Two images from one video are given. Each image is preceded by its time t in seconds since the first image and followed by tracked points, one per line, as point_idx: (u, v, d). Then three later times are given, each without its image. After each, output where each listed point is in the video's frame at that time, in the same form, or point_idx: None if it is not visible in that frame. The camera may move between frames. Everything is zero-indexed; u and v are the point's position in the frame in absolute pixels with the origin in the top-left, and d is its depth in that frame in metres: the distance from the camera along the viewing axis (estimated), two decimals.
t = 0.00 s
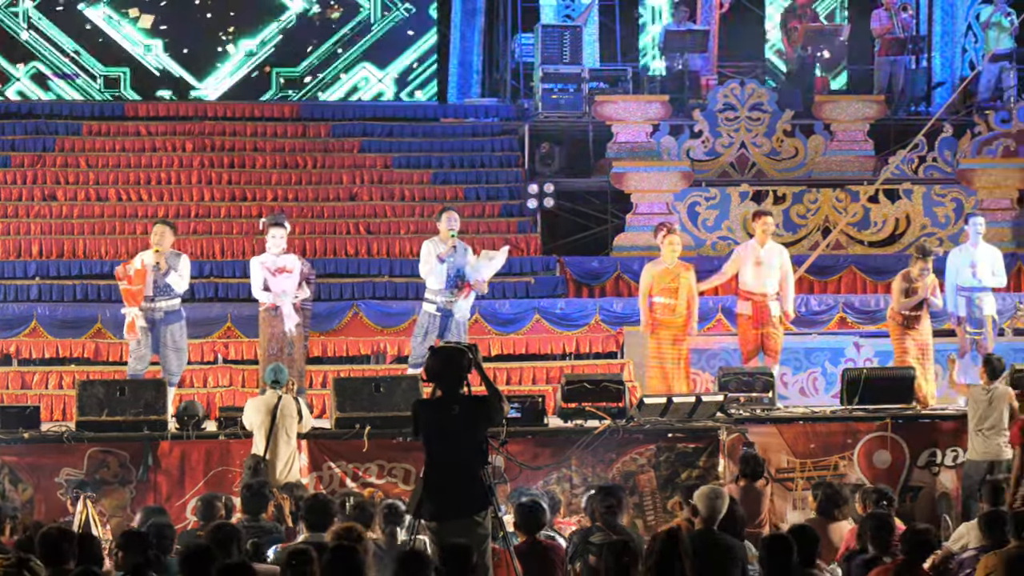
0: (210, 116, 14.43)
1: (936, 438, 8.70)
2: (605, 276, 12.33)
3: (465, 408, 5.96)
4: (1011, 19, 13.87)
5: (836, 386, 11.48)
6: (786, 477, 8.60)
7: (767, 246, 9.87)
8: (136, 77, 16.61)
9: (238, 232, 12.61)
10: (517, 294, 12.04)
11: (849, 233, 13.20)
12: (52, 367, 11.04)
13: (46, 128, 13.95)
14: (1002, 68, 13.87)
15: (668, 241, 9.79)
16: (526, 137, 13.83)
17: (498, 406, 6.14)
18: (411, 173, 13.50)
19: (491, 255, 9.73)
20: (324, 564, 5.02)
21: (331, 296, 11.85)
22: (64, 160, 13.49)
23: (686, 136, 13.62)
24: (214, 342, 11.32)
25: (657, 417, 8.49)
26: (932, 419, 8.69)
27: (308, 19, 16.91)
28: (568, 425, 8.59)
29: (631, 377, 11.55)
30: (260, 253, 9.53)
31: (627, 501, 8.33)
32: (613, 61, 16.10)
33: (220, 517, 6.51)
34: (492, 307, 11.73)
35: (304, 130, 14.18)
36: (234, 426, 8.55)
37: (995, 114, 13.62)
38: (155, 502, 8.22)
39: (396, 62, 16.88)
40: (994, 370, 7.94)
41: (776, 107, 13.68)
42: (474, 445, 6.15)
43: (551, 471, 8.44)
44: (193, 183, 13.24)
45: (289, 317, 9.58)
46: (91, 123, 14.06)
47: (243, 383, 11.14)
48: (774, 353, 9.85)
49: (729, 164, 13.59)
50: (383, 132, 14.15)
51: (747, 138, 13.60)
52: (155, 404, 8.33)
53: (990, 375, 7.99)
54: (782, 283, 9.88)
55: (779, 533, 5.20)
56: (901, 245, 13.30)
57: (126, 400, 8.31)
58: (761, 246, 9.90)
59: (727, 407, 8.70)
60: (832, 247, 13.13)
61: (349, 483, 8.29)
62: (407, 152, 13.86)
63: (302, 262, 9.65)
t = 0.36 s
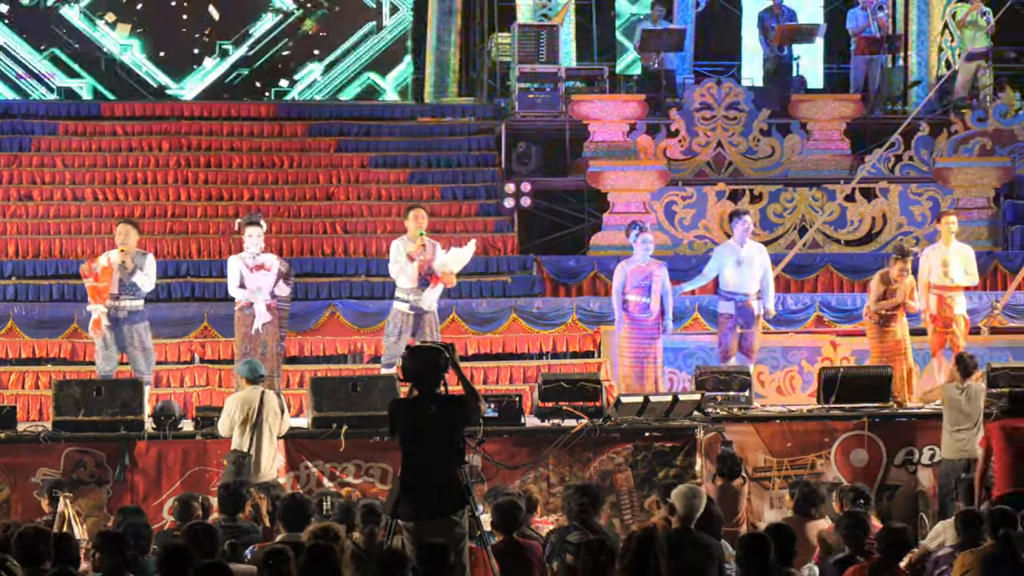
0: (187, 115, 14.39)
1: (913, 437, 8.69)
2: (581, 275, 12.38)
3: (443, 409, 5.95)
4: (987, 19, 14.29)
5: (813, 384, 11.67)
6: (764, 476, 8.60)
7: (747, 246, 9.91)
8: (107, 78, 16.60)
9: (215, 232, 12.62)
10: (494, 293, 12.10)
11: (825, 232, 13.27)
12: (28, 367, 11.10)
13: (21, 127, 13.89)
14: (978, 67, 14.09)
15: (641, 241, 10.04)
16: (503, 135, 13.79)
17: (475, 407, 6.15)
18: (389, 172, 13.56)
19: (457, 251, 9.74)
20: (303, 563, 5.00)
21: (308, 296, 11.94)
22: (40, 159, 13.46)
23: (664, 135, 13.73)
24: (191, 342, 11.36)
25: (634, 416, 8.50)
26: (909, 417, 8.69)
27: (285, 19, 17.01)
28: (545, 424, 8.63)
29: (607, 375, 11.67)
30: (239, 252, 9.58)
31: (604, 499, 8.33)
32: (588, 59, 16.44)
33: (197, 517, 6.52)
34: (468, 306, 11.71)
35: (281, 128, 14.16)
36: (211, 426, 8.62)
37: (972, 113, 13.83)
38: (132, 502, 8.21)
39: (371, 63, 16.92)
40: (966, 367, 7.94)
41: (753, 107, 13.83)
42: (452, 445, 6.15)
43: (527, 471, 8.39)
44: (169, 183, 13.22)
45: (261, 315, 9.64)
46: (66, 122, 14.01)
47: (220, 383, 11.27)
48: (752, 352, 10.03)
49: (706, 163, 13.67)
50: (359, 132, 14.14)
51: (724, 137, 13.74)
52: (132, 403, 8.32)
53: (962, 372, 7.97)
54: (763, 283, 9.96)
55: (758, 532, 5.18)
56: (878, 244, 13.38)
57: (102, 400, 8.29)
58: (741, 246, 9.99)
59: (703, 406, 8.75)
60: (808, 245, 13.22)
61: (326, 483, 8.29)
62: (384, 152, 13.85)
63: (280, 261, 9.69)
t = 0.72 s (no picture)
0: (164, 114, 14.35)
1: (891, 434, 8.75)
2: (559, 274, 12.39)
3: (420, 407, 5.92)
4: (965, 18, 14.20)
5: (791, 382, 11.73)
6: (742, 474, 8.61)
7: (725, 244, 9.87)
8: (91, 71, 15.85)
9: (193, 231, 12.62)
10: (472, 291, 12.09)
11: (803, 230, 13.29)
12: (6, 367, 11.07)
13: None
14: (955, 65, 14.02)
15: (618, 238, 9.79)
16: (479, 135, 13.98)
17: (453, 404, 6.12)
18: (366, 171, 13.53)
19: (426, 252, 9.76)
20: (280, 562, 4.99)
21: (286, 295, 11.81)
22: (17, 159, 13.42)
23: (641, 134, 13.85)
24: (168, 341, 11.40)
25: (612, 415, 8.54)
26: (887, 415, 8.74)
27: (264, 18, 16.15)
28: (523, 422, 8.61)
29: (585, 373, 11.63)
30: (220, 249, 9.62)
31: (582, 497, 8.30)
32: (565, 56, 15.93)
33: (175, 516, 6.52)
34: (447, 304, 11.72)
35: (259, 128, 14.09)
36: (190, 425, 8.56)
37: (949, 111, 13.90)
38: (109, 501, 8.21)
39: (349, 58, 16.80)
40: (936, 364, 7.97)
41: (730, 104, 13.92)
42: (429, 442, 6.12)
43: (505, 469, 8.38)
44: (147, 182, 13.20)
45: (235, 314, 9.61)
46: (44, 121, 14.00)
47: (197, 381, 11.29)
48: (727, 351, 9.91)
49: (683, 162, 13.78)
50: (337, 130, 14.15)
51: (701, 135, 13.82)
52: (109, 402, 8.35)
53: (933, 369, 8.01)
54: (740, 281, 9.89)
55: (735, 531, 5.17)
56: (856, 242, 13.40)
57: (80, 399, 8.32)
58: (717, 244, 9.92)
59: (681, 404, 8.73)
60: (786, 244, 13.24)
61: (304, 482, 8.26)
62: (362, 150, 13.87)
63: (260, 261, 9.73)
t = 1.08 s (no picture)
0: (141, 112, 14.40)
1: (868, 433, 8.73)
2: (536, 272, 12.49)
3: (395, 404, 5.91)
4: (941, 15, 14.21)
5: (767, 380, 11.67)
6: (718, 473, 8.61)
7: (700, 242, 9.83)
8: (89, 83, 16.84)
9: (171, 229, 12.62)
10: (448, 290, 12.18)
11: (779, 230, 13.30)
12: None
13: None
14: (932, 65, 14.16)
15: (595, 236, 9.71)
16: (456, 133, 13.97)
17: (431, 403, 6.12)
18: (342, 169, 13.59)
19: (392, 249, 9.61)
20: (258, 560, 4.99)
21: (263, 294, 11.95)
22: None
23: (617, 132, 13.89)
24: (145, 340, 11.44)
25: (588, 413, 8.56)
26: (863, 414, 8.72)
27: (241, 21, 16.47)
28: (499, 421, 8.58)
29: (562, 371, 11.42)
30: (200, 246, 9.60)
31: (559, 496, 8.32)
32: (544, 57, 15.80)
33: (151, 515, 6.51)
34: (423, 303, 11.80)
35: (235, 126, 14.13)
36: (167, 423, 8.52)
37: (926, 110, 13.82)
38: (86, 501, 8.21)
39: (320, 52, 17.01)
40: (913, 363, 7.96)
41: (706, 103, 13.90)
42: (407, 441, 6.11)
43: (482, 468, 8.39)
44: (123, 181, 13.21)
45: (213, 312, 9.62)
46: (20, 120, 14.01)
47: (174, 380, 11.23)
48: (706, 348, 9.88)
49: (660, 160, 13.78)
50: (313, 130, 14.23)
51: (678, 134, 13.82)
52: (85, 401, 8.34)
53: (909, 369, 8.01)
54: (714, 278, 9.89)
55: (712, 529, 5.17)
56: (833, 241, 13.38)
57: (56, 398, 8.31)
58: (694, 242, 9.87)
59: (657, 403, 8.74)
60: (763, 242, 13.24)
61: (280, 482, 8.26)
62: (337, 149, 13.97)
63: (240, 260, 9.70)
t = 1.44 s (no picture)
0: (118, 111, 14.53)
1: (845, 432, 8.77)
2: (513, 271, 12.33)
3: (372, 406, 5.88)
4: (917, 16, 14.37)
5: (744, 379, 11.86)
6: (696, 472, 8.63)
7: (675, 241, 9.96)
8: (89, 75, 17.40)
9: (148, 228, 12.73)
10: (426, 290, 12.26)
11: (756, 228, 13.29)
12: None
13: None
14: (910, 63, 14.24)
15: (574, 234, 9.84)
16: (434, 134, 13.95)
17: (408, 401, 6.08)
18: (320, 169, 13.64)
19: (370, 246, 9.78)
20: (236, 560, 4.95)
21: (240, 293, 12.00)
22: None
23: (594, 132, 13.68)
24: (123, 339, 11.40)
25: (566, 412, 8.55)
26: (841, 412, 8.75)
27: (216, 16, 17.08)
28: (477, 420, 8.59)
29: (539, 371, 11.74)
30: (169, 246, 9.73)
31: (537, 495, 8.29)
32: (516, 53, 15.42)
33: (129, 514, 6.51)
34: (401, 303, 11.72)
35: (211, 124, 14.26)
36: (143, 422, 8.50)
37: (903, 110, 13.74)
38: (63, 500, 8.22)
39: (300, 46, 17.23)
40: (891, 363, 7.99)
41: (684, 104, 13.79)
42: (383, 440, 6.09)
43: (459, 467, 8.40)
44: (101, 179, 13.32)
45: (189, 310, 9.81)
46: None
47: (153, 379, 11.45)
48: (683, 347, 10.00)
49: (637, 159, 13.63)
50: (291, 128, 14.30)
51: (656, 134, 13.69)
52: (63, 400, 8.38)
53: (887, 368, 8.03)
54: (690, 277, 9.98)
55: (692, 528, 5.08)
56: (810, 240, 13.34)
57: (33, 396, 8.35)
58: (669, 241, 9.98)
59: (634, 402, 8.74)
60: (740, 242, 13.20)
61: (257, 481, 8.24)
62: (315, 148, 14.00)
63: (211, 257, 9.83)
